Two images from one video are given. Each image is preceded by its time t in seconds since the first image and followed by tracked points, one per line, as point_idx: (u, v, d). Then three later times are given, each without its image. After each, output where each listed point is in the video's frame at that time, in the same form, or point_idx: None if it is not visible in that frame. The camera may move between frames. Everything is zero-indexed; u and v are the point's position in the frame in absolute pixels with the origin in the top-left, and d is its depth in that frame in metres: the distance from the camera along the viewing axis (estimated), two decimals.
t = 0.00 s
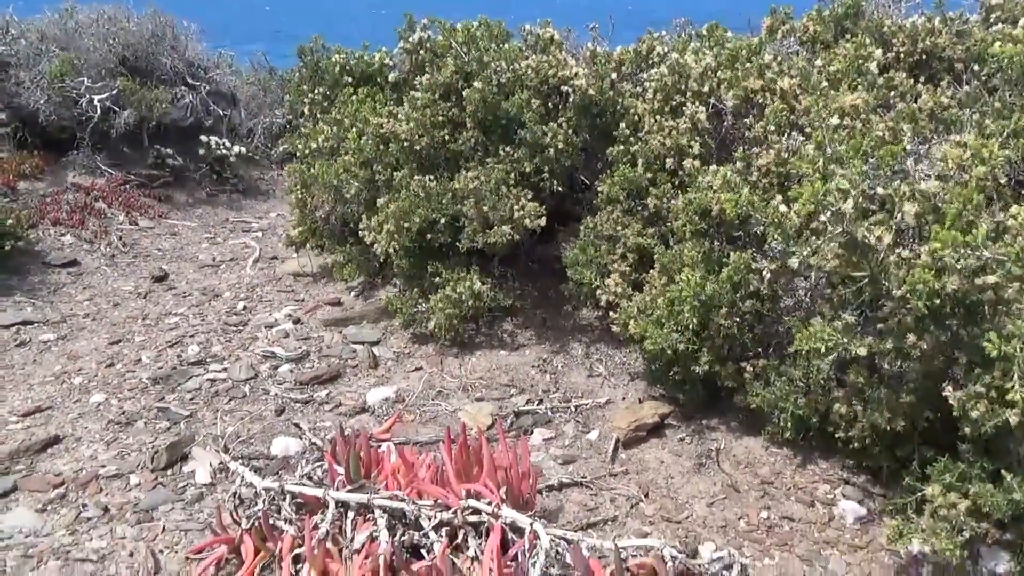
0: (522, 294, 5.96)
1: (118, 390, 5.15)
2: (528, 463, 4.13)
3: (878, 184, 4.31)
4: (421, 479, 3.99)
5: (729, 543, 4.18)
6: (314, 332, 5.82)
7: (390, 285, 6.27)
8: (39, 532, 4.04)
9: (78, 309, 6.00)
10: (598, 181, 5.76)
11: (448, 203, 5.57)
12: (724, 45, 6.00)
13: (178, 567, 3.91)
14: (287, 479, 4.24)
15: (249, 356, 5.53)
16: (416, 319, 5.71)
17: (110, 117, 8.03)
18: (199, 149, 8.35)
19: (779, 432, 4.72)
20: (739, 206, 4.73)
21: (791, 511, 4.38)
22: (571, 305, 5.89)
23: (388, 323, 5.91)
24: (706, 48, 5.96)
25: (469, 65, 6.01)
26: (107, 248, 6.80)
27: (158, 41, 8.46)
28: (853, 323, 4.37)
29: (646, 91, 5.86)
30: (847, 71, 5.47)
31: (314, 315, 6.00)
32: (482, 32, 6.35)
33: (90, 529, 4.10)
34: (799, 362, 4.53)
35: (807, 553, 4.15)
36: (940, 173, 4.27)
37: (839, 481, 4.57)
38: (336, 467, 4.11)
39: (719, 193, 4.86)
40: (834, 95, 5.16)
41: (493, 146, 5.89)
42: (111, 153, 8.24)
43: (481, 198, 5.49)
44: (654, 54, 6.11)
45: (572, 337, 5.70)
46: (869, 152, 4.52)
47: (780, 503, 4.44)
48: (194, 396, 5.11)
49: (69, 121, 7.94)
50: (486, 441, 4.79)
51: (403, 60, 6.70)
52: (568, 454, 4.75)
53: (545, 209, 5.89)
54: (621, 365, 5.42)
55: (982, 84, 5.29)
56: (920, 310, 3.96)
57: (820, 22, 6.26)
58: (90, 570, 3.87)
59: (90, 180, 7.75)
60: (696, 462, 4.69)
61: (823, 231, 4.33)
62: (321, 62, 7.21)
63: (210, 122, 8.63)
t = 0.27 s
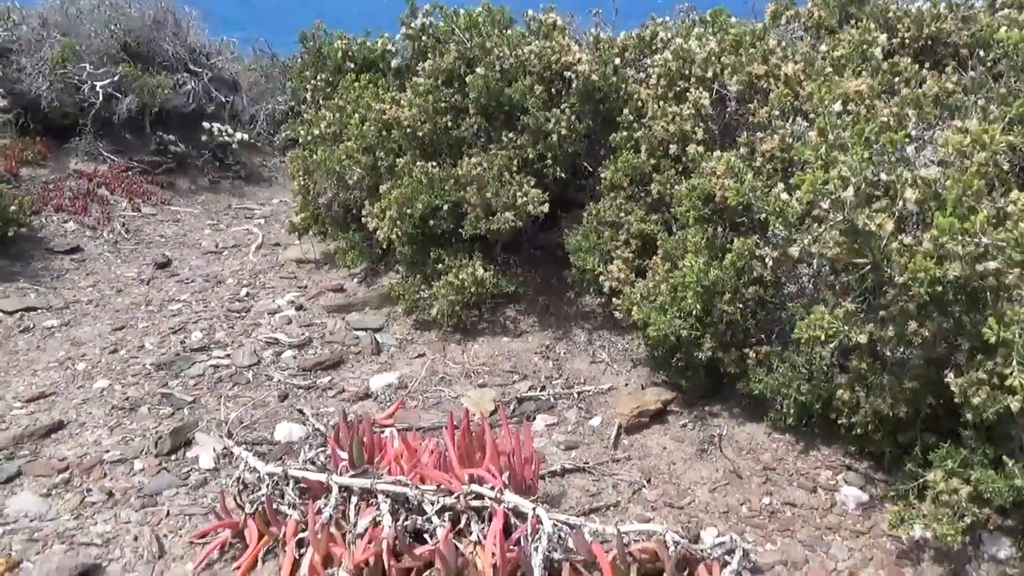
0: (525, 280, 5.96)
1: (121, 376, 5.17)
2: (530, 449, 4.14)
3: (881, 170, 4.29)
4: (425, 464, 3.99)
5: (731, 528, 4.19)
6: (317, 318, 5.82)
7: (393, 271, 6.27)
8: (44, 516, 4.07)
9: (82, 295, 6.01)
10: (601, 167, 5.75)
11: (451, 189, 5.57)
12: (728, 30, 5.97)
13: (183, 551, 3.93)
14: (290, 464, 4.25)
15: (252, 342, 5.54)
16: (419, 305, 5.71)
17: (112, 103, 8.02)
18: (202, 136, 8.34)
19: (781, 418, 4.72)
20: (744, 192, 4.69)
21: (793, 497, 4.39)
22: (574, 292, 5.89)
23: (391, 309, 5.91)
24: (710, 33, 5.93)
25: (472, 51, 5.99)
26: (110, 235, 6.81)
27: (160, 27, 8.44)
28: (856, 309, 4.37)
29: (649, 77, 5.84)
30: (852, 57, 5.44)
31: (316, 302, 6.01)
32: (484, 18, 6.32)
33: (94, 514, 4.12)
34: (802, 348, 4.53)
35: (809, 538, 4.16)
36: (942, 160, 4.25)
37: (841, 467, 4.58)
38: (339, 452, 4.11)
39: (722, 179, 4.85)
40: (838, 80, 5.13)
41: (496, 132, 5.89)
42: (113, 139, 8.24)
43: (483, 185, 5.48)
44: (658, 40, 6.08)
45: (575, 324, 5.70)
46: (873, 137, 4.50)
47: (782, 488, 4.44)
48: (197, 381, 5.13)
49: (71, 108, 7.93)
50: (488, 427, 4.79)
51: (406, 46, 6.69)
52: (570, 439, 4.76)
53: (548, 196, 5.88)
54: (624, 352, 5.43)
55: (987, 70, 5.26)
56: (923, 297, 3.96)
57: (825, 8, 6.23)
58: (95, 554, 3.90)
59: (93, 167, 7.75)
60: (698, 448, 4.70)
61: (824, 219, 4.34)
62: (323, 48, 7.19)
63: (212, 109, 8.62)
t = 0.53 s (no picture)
0: (527, 266, 5.96)
1: (124, 361, 5.18)
2: (533, 433, 4.15)
3: (884, 154, 4.28)
4: (427, 448, 4.00)
5: (733, 512, 4.20)
6: (320, 303, 5.83)
7: (396, 257, 6.27)
8: (49, 499, 4.09)
9: (84, 280, 6.02)
10: (604, 152, 5.73)
11: (453, 174, 5.56)
12: (732, 14, 5.93)
13: (186, 533, 3.95)
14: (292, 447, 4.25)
15: (255, 327, 5.55)
16: (422, 291, 5.71)
17: (114, 89, 8.02)
18: (204, 122, 8.33)
19: (784, 403, 4.73)
20: (747, 175, 4.66)
21: (795, 481, 4.40)
22: (576, 277, 5.89)
23: (393, 295, 5.92)
24: (714, 18, 5.90)
25: (475, 35, 5.98)
26: (113, 220, 6.81)
27: (161, 12, 8.43)
28: (858, 293, 4.37)
29: (652, 61, 5.82)
30: (856, 41, 5.42)
31: (319, 287, 6.01)
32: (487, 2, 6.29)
33: (98, 497, 4.14)
34: (804, 333, 4.52)
35: (811, 522, 4.17)
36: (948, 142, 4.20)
37: (843, 451, 4.58)
38: (342, 436, 4.12)
39: (725, 163, 4.84)
40: (843, 64, 5.10)
41: (499, 117, 5.91)
42: (115, 125, 8.23)
43: (486, 169, 5.48)
44: (661, 24, 6.05)
45: (577, 309, 5.70)
46: (877, 121, 4.48)
47: (784, 473, 4.45)
48: (200, 366, 5.14)
49: (73, 93, 7.92)
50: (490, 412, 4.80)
51: (408, 31, 6.67)
52: (573, 424, 4.77)
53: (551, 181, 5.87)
54: (626, 337, 5.43)
55: (993, 54, 5.23)
56: (926, 280, 3.98)
57: None
58: (99, 536, 3.91)
59: (95, 152, 7.75)
60: (700, 432, 4.71)
61: (828, 200, 4.32)
62: (325, 32, 7.17)
63: (214, 94, 8.62)
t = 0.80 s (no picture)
0: (529, 251, 5.96)
1: (126, 346, 5.19)
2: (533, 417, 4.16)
3: (886, 139, 4.25)
4: (428, 431, 4.01)
5: (733, 495, 4.21)
6: (321, 289, 5.83)
7: (397, 242, 6.27)
8: (52, 482, 4.10)
9: (86, 266, 6.03)
10: (605, 137, 5.72)
11: (453, 159, 5.55)
12: None
13: (189, 516, 3.97)
14: (294, 431, 4.27)
15: (256, 312, 5.56)
16: (423, 276, 5.71)
17: (114, 74, 8.01)
18: (205, 107, 8.32)
19: (785, 387, 4.73)
20: (748, 160, 4.65)
21: (795, 465, 4.41)
22: (577, 262, 5.88)
23: (394, 280, 5.92)
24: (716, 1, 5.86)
25: (475, 19, 5.95)
26: (114, 206, 6.81)
27: None
28: (859, 278, 4.35)
29: (654, 45, 5.78)
30: (859, 24, 5.39)
31: (320, 273, 6.01)
32: None
33: (101, 480, 4.16)
34: (805, 317, 4.52)
35: (811, 505, 4.18)
36: (950, 127, 4.19)
37: (843, 435, 4.59)
38: (343, 420, 4.13)
39: (727, 147, 4.82)
40: (845, 48, 5.07)
41: (500, 102, 5.89)
42: (116, 111, 8.22)
43: (487, 153, 5.47)
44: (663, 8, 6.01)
45: (579, 294, 5.69)
46: (880, 104, 4.47)
47: (785, 457, 4.46)
48: (202, 350, 5.15)
49: (73, 78, 7.91)
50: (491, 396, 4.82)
51: (409, 15, 6.64)
52: (573, 408, 4.78)
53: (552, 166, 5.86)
54: (627, 322, 5.43)
55: (996, 37, 5.20)
56: (927, 266, 3.95)
57: None
58: (102, 519, 3.93)
59: (96, 138, 7.74)
60: (701, 416, 4.71)
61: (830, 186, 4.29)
62: (326, 17, 7.14)
63: (214, 80, 8.61)
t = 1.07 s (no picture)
0: (530, 237, 5.96)
1: (128, 332, 5.19)
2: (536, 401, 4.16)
3: (890, 124, 4.21)
4: (430, 417, 4.02)
5: (734, 480, 4.22)
6: (323, 276, 5.83)
7: (398, 229, 6.26)
8: (55, 468, 4.12)
9: (88, 253, 6.03)
10: (606, 123, 5.71)
11: (454, 145, 5.54)
12: None
13: (192, 501, 3.98)
14: (296, 417, 4.28)
15: (258, 299, 5.56)
16: (424, 263, 5.70)
17: (115, 61, 8.01)
18: (205, 94, 8.31)
19: (786, 372, 4.73)
20: (750, 145, 4.63)
21: (796, 450, 4.41)
22: (579, 249, 5.88)
23: (396, 267, 5.92)
24: None
25: (477, 5, 5.94)
26: (115, 193, 6.81)
27: None
28: (862, 263, 4.34)
29: (656, 31, 5.75)
30: (862, 9, 5.36)
31: (321, 260, 6.00)
32: None
33: (104, 465, 4.17)
34: (806, 303, 4.52)
35: (812, 490, 4.18)
36: (953, 112, 4.21)
37: (844, 421, 4.59)
38: (345, 406, 4.14)
39: (729, 132, 4.80)
40: (848, 33, 5.05)
41: (501, 88, 5.85)
42: (117, 98, 8.21)
43: (488, 139, 5.46)
44: None
45: (580, 281, 5.69)
46: (882, 89, 4.47)
47: (786, 442, 4.47)
48: (204, 337, 5.16)
49: (73, 66, 7.90)
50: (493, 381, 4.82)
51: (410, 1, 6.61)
52: (575, 394, 4.78)
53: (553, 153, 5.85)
54: (629, 308, 5.43)
55: (999, 22, 5.18)
56: (930, 251, 3.93)
57: None
58: (105, 504, 3.94)
59: (96, 125, 7.74)
60: (702, 402, 4.72)
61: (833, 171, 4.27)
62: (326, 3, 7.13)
63: (214, 66, 8.59)
